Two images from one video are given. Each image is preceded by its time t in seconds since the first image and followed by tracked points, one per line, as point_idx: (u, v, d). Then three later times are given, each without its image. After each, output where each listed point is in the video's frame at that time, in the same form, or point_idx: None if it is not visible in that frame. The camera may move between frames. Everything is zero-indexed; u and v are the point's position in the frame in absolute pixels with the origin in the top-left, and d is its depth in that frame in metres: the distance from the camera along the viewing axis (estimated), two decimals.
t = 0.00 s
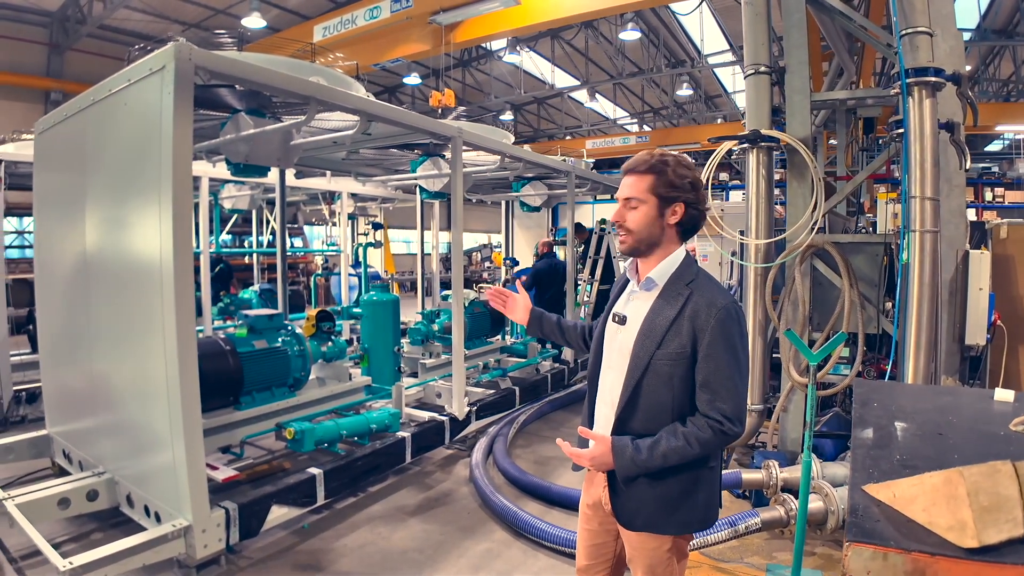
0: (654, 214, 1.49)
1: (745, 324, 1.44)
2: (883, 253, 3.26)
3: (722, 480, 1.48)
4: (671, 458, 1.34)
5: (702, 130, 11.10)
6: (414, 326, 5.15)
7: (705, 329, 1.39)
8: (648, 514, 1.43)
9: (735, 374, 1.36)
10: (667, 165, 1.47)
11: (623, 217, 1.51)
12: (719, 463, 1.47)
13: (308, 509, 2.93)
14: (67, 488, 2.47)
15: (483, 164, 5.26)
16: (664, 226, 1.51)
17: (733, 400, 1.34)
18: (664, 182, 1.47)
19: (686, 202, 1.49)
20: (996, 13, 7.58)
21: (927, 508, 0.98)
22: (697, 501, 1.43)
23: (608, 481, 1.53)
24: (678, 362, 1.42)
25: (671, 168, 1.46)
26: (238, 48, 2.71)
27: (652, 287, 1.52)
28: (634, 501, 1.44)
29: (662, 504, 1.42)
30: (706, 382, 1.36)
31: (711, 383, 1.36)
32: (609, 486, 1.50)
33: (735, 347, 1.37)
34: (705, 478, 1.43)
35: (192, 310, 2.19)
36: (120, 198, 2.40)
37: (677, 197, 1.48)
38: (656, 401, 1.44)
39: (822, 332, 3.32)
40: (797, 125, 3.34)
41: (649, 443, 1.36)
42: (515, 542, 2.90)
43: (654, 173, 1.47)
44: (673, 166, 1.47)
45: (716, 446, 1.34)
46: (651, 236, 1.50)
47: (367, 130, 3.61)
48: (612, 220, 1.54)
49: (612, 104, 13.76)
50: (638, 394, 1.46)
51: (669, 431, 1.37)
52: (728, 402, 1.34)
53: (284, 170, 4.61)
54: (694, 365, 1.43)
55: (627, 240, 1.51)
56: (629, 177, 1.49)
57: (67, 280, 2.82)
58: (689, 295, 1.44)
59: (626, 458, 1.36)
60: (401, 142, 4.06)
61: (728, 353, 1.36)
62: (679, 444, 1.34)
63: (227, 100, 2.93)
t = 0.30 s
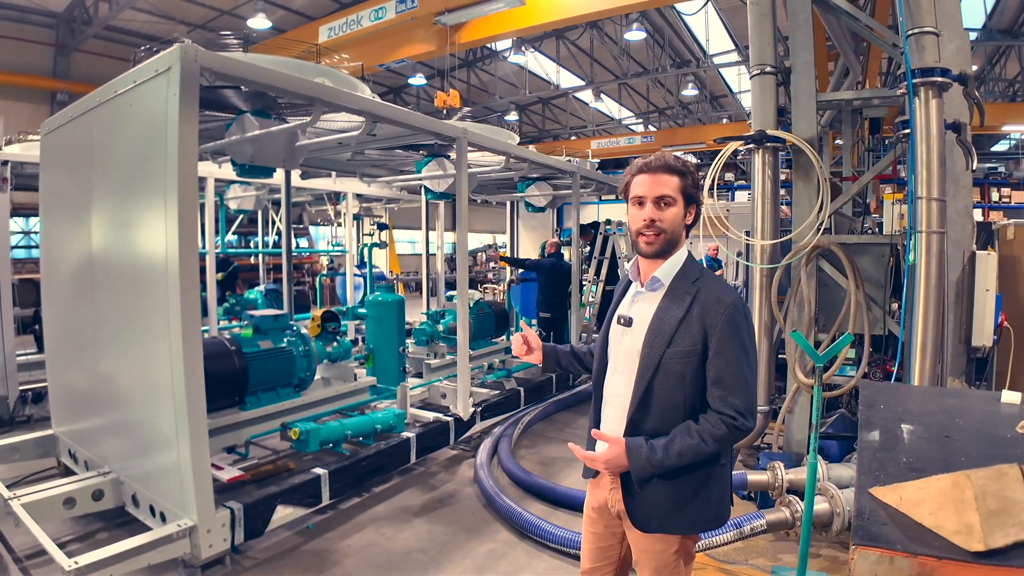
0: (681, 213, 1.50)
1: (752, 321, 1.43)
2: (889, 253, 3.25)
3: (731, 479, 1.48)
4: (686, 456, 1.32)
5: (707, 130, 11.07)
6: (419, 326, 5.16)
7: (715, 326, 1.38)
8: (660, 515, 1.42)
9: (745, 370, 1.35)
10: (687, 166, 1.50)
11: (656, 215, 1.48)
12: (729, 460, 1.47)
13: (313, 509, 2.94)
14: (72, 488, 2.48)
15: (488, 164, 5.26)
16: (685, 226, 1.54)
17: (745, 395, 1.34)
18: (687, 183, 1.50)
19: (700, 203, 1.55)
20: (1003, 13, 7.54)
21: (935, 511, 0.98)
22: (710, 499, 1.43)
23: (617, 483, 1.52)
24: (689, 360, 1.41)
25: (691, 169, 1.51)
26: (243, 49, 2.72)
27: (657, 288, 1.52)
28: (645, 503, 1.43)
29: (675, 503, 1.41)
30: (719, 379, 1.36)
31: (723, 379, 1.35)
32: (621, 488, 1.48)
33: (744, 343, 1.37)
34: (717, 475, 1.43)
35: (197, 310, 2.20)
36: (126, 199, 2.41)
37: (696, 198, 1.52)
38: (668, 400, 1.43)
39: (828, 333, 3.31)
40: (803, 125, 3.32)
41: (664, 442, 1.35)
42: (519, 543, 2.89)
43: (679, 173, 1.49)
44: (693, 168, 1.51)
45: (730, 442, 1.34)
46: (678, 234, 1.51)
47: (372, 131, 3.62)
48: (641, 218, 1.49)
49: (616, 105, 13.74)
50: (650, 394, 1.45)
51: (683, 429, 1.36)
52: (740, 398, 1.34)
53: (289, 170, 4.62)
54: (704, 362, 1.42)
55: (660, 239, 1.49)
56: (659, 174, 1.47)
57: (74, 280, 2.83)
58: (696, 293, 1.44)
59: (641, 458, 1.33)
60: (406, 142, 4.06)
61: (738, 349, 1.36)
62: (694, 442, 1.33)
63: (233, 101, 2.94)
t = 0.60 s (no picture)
0: (683, 210, 1.50)
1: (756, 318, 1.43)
2: (893, 253, 3.24)
3: (736, 476, 1.47)
4: (693, 454, 1.32)
5: (709, 130, 11.06)
6: (421, 325, 5.17)
7: (720, 323, 1.38)
8: (666, 514, 1.41)
9: (750, 368, 1.35)
10: (687, 162, 1.50)
11: (659, 213, 1.47)
12: (734, 457, 1.47)
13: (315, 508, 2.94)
14: (75, 487, 2.48)
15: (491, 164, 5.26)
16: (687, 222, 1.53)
17: (750, 392, 1.34)
18: (687, 180, 1.49)
19: (702, 199, 1.55)
20: (1006, 13, 7.52)
21: (940, 510, 0.97)
22: (715, 497, 1.42)
23: (623, 482, 1.51)
24: (695, 358, 1.40)
25: (691, 166, 1.50)
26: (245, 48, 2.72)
27: (662, 286, 1.51)
28: (651, 502, 1.42)
29: (680, 502, 1.40)
30: (724, 377, 1.35)
31: (729, 377, 1.35)
32: (627, 487, 1.47)
33: (749, 341, 1.37)
34: (722, 473, 1.43)
35: (200, 308, 2.20)
36: (128, 198, 2.42)
37: (697, 194, 1.52)
38: (674, 398, 1.42)
39: (832, 333, 3.30)
40: (806, 125, 3.31)
41: (671, 440, 1.35)
42: (521, 543, 2.89)
43: (680, 170, 1.48)
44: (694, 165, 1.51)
45: (736, 439, 1.33)
46: (682, 231, 1.50)
47: (374, 131, 3.62)
48: (643, 217, 1.49)
49: (619, 104, 13.74)
50: (656, 392, 1.44)
51: (689, 427, 1.35)
52: (745, 395, 1.33)
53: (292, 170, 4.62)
54: (710, 360, 1.42)
55: (663, 237, 1.48)
56: (660, 173, 1.47)
57: (76, 279, 2.84)
58: (701, 291, 1.43)
59: (648, 457, 1.33)
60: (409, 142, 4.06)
61: (743, 346, 1.35)
62: (700, 440, 1.33)
63: (235, 100, 2.94)
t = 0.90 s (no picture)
0: (651, 216, 1.48)
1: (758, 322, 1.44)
2: (895, 253, 3.23)
3: (736, 478, 1.48)
4: (692, 456, 1.33)
5: (711, 130, 11.05)
6: (423, 326, 5.11)
7: (721, 328, 1.39)
8: (666, 515, 1.42)
9: (750, 372, 1.35)
10: (665, 166, 1.46)
11: (623, 220, 1.51)
12: (734, 460, 1.47)
13: (318, 509, 2.95)
14: (77, 487, 2.49)
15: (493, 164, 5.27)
16: (664, 227, 1.50)
17: (751, 396, 1.34)
18: (660, 183, 1.46)
19: (684, 203, 1.48)
20: (1008, 13, 7.52)
21: (940, 511, 0.98)
22: (715, 499, 1.43)
23: (623, 482, 1.52)
24: (696, 361, 1.41)
25: (668, 169, 1.46)
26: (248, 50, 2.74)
27: (665, 289, 1.51)
28: (651, 503, 1.43)
29: (679, 504, 1.41)
30: (725, 381, 1.36)
31: (729, 381, 1.35)
32: (626, 487, 1.48)
33: (750, 346, 1.37)
34: (723, 475, 1.43)
35: (203, 309, 2.21)
36: (132, 199, 2.43)
37: (675, 199, 1.47)
38: (674, 400, 1.43)
39: (834, 334, 3.30)
40: (808, 125, 3.31)
41: (670, 443, 1.35)
42: (523, 543, 2.90)
43: (651, 176, 1.47)
44: (670, 168, 1.46)
45: (736, 443, 1.34)
46: (649, 237, 1.50)
47: (376, 131, 3.63)
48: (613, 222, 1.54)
49: (621, 105, 13.73)
50: (655, 394, 1.45)
51: (689, 430, 1.36)
52: (745, 399, 1.34)
53: (294, 171, 4.63)
54: (710, 363, 1.42)
55: (627, 243, 1.52)
56: (630, 180, 1.49)
57: (80, 280, 2.85)
58: (703, 295, 1.43)
59: (647, 458, 1.34)
60: (412, 143, 4.06)
61: (744, 351, 1.36)
62: (699, 443, 1.33)
63: (238, 101, 2.96)
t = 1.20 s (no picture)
0: (629, 224, 1.50)
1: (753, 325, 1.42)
2: (897, 254, 3.22)
3: (732, 483, 1.46)
4: (679, 460, 1.34)
5: (713, 131, 11.04)
6: (425, 327, 5.17)
7: (712, 332, 1.37)
8: (659, 517, 1.42)
9: (742, 377, 1.34)
10: (640, 174, 1.46)
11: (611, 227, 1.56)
12: (731, 464, 1.46)
13: (319, 509, 2.95)
14: (80, 487, 2.51)
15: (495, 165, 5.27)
16: (645, 234, 1.50)
17: (741, 403, 1.33)
18: (632, 191, 1.47)
19: (658, 208, 1.45)
20: (1010, 15, 7.52)
21: (940, 514, 0.98)
22: (709, 503, 1.42)
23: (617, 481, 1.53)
24: (686, 364, 1.40)
25: (640, 177, 1.46)
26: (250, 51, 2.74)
27: (660, 290, 1.50)
28: (644, 504, 1.43)
29: (670, 506, 1.41)
30: (715, 386, 1.35)
31: (719, 386, 1.34)
32: (618, 488, 1.49)
33: (742, 350, 1.36)
34: (716, 479, 1.42)
35: (205, 310, 2.22)
36: (134, 200, 2.44)
37: (646, 206, 1.46)
38: (665, 403, 1.43)
39: (836, 335, 3.29)
40: (810, 126, 3.30)
41: (657, 445, 1.36)
42: (525, 544, 2.90)
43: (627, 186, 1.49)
44: (643, 176, 1.45)
45: (725, 448, 1.33)
46: (632, 244, 1.52)
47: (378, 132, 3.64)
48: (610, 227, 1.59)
49: (623, 105, 13.73)
50: (646, 396, 1.45)
51: (677, 433, 1.36)
52: (735, 404, 1.33)
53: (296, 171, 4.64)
54: (702, 366, 1.41)
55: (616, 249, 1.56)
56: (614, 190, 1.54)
57: (82, 281, 2.86)
58: (695, 297, 1.42)
59: (633, 460, 1.37)
60: (413, 144, 4.07)
61: (735, 356, 1.34)
62: (686, 446, 1.33)
63: (240, 102, 2.97)
